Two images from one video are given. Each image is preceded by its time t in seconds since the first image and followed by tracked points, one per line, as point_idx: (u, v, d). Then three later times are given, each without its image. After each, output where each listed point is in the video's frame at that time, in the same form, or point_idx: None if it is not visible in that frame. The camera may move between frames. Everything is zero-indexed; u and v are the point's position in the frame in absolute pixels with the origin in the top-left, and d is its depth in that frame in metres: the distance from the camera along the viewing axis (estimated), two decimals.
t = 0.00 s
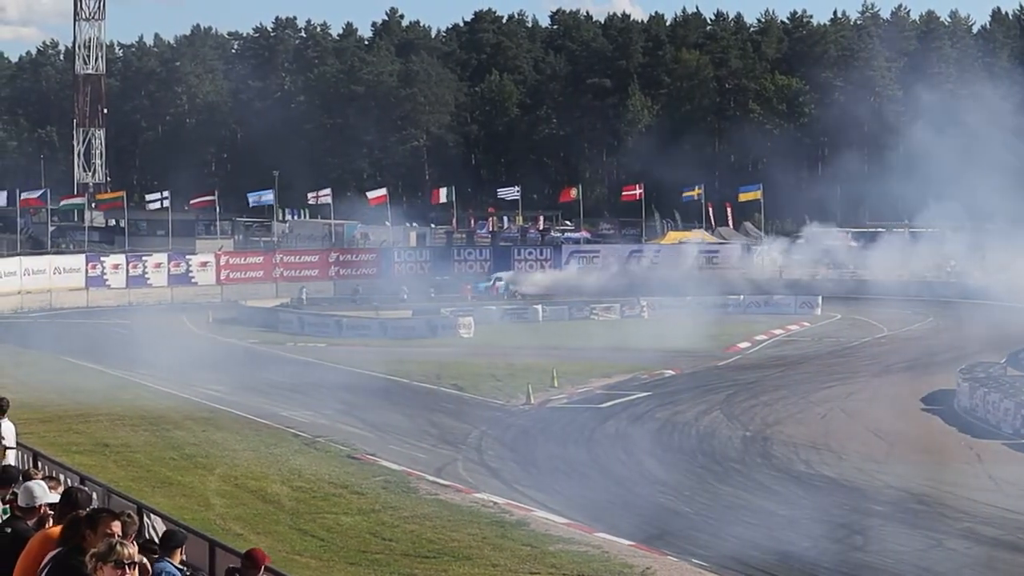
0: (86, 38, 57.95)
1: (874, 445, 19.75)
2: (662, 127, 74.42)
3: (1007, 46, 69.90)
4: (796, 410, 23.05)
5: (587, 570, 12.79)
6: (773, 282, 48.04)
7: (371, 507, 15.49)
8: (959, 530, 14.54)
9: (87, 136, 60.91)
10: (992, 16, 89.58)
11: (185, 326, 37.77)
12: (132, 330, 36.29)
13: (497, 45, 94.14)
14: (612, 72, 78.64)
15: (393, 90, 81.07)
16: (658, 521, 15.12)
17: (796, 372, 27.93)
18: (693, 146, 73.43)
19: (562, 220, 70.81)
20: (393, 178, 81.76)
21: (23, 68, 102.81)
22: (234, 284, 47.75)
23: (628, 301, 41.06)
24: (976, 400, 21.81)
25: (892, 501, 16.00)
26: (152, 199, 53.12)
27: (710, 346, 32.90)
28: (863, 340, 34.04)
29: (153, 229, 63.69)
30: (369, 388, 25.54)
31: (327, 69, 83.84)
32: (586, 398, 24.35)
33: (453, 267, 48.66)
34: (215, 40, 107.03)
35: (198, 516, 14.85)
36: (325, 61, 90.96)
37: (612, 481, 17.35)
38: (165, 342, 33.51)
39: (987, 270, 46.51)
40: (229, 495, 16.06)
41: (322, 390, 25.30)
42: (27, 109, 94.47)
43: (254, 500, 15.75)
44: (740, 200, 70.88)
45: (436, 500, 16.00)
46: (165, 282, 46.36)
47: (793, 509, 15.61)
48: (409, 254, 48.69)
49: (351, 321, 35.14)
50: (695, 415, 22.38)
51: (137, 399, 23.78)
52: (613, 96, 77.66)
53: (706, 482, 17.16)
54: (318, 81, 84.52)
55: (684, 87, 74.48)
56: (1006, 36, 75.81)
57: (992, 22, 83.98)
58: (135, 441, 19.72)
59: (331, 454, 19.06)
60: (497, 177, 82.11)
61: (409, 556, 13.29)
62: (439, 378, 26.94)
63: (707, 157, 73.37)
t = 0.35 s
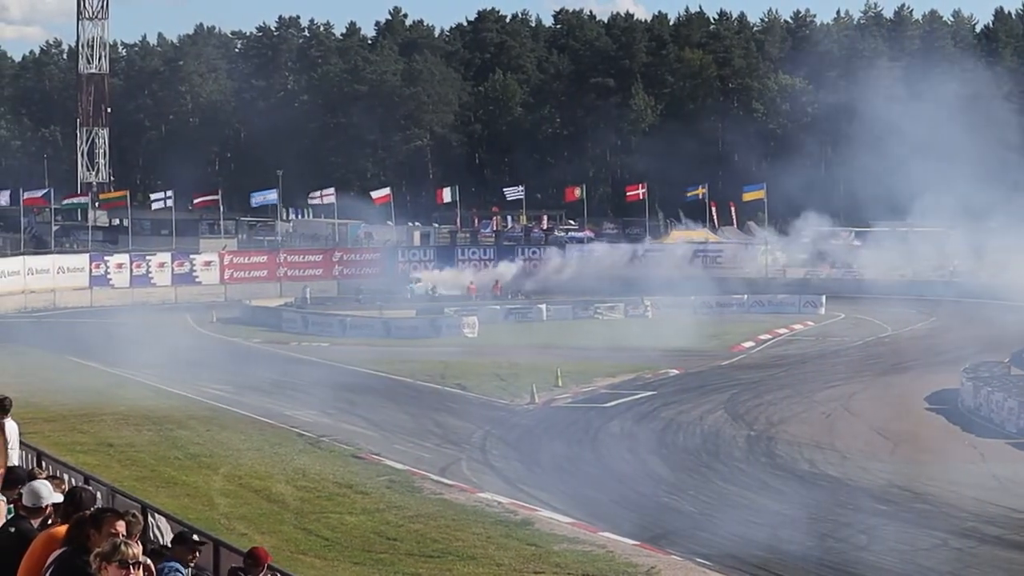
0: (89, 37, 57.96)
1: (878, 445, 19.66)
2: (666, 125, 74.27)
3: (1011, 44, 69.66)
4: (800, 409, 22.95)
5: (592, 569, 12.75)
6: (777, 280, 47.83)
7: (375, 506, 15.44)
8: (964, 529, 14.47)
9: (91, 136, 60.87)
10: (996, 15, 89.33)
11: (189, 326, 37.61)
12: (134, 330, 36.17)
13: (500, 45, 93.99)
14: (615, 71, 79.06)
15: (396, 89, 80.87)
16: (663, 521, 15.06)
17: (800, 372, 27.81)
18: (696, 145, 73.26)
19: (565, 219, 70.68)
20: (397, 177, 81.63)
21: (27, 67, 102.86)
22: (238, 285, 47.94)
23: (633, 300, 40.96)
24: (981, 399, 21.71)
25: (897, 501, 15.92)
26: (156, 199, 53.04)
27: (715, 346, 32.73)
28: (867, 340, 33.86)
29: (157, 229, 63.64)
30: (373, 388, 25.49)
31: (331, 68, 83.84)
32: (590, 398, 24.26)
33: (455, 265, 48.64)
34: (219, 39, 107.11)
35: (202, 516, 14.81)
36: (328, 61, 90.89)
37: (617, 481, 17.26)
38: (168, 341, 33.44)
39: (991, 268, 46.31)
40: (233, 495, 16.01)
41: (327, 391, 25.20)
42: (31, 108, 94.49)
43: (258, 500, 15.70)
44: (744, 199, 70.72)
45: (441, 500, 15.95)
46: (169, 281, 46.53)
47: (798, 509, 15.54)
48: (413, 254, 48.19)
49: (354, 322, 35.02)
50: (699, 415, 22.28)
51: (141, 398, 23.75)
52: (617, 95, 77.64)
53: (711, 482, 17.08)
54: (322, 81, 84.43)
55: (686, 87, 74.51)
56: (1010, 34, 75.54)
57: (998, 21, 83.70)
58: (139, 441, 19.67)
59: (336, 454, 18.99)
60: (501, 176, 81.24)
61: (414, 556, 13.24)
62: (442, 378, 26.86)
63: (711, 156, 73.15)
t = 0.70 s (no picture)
0: (111, 37, 58.08)
1: (900, 445, 19.44)
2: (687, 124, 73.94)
3: None
4: (822, 409, 22.72)
5: (615, 569, 12.62)
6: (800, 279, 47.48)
7: (398, 506, 15.36)
8: (986, 529, 14.28)
9: (113, 136, 61.05)
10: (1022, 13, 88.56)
11: (210, 326, 37.58)
12: (155, 330, 36.20)
13: (522, 45, 93.82)
14: (636, 71, 78.94)
15: (417, 89, 80.96)
16: (684, 521, 14.91)
17: (823, 372, 27.56)
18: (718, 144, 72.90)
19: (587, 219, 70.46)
20: (418, 177, 81.60)
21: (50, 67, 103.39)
22: (260, 285, 48.39)
23: (655, 300, 40.74)
24: (1003, 399, 21.46)
25: (919, 501, 15.72)
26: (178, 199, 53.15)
27: (736, 346, 32.47)
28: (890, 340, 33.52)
29: (179, 229, 63.76)
30: (394, 388, 25.43)
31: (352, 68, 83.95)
32: (612, 398, 24.11)
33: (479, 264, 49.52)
34: (241, 39, 107.41)
35: (224, 516, 14.75)
36: (349, 61, 90.95)
37: (638, 481, 17.12)
38: (189, 342, 33.43)
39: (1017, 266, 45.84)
40: (256, 495, 15.95)
41: (348, 391, 25.14)
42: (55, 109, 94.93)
43: (280, 500, 15.64)
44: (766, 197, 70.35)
45: (463, 500, 15.85)
46: (191, 281, 46.90)
47: (820, 509, 15.36)
48: (435, 253, 49.43)
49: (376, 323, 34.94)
50: (720, 415, 22.10)
51: (162, 398, 23.75)
52: (639, 95, 77.41)
53: (732, 482, 16.91)
54: (343, 81, 84.50)
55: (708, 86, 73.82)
56: None
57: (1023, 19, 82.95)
58: (161, 441, 19.65)
59: (358, 454, 18.92)
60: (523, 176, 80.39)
61: (436, 556, 13.12)
62: (463, 378, 26.76)
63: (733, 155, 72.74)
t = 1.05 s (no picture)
0: (133, 37, 58.22)
1: (922, 444, 19.26)
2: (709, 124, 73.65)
3: None
4: (842, 410, 22.55)
5: (634, 569, 12.51)
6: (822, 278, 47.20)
7: (419, 506, 15.30)
8: (1007, 530, 14.15)
9: (135, 136, 61.22)
10: None
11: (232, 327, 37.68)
12: (177, 330, 36.39)
13: (543, 45, 93.66)
14: (658, 70, 78.72)
15: (439, 89, 81.03)
16: (705, 521, 14.79)
17: (844, 372, 27.37)
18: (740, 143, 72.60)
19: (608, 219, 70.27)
20: (440, 177, 81.59)
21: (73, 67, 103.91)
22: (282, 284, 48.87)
23: (676, 300, 40.65)
24: None
25: (941, 501, 15.56)
26: (200, 199, 53.25)
27: (757, 346, 32.33)
28: (912, 339, 33.36)
29: (201, 228, 63.90)
30: (415, 388, 25.38)
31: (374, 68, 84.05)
32: (634, 398, 23.99)
33: (498, 264, 50.43)
34: (262, 39, 107.71)
35: (246, 516, 14.70)
36: (371, 61, 91.05)
37: (659, 481, 17.00)
38: (210, 342, 33.52)
39: None
40: (277, 495, 15.91)
41: (368, 390, 25.13)
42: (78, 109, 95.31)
43: (301, 500, 15.59)
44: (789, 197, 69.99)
45: (485, 500, 15.76)
46: (212, 280, 47.49)
47: (839, 509, 15.23)
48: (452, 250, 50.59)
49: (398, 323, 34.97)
50: (741, 415, 21.96)
51: (184, 398, 23.76)
52: (660, 94, 77.18)
53: (753, 482, 16.78)
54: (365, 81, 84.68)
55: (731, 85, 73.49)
56: None
57: None
58: (182, 440, 19.66)
59: (380, 453, 18.87)
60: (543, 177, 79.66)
61: (457, 556, 13.05)
62: (483, 378, 26.70)
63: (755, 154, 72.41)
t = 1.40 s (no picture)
0: (148, 39, 58.36)
1: (938, 445, 19.18)
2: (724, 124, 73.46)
3: None
4: (858, 410, 22.47)
5: (649, 570, 12.45)
6: (838, 278, 47.04)
7: (434, 506, 15.27)
8: None
9: (150, 137, 61.36)
10: None
11: (248, 327, 37.77)
12: (192, 331, 36.50)
13: (558, 45, 93.59)
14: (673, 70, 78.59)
15: (453, 90, 81.06)
16: (721, 521, 14.72)
17: (860, 372, 27.29)
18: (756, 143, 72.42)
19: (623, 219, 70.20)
20: (454, 177, 81.63)
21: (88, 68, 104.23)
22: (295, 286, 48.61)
23: (691, 301, 40.59)
24: None
25: (956, 502, 15.46)
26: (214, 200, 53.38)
27: (772, 346, 32.27)
28: (927, 340, 33.22)
29: (216, 229, 64.04)
30: (431, 389, 25.40)
31: (388, 69, 84.15)
32: (649, 398, 23.95)
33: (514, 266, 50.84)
34: (276, 40, 107.91)
35: (261, 517, 14.69)
36: (386, 62, 91.14)
37: (674, 481, 16.95)
38: (224, 343, 33.58)
39: None
40: (292, 495, 15.90)
41: (383, 391, 25.16)
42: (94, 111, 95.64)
43: (316, 500, 15.57)
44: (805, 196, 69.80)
45: (500, 500, 15.72)
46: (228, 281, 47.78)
47: (854, 509, 15.14)
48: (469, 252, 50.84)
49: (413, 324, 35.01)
50: (756, 415, 21.90)
51: (199, 399, 23.81)
52: (675, 95, 77.04)
53: (768, 482, 16.71)
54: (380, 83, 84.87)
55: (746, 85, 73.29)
56: None
57: None
58: (197, 441, 19.69)
59: (395, 453, 18.88)
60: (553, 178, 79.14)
61: (472, 556, 13.01)
62: (498, 378, 26.69)
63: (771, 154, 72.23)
